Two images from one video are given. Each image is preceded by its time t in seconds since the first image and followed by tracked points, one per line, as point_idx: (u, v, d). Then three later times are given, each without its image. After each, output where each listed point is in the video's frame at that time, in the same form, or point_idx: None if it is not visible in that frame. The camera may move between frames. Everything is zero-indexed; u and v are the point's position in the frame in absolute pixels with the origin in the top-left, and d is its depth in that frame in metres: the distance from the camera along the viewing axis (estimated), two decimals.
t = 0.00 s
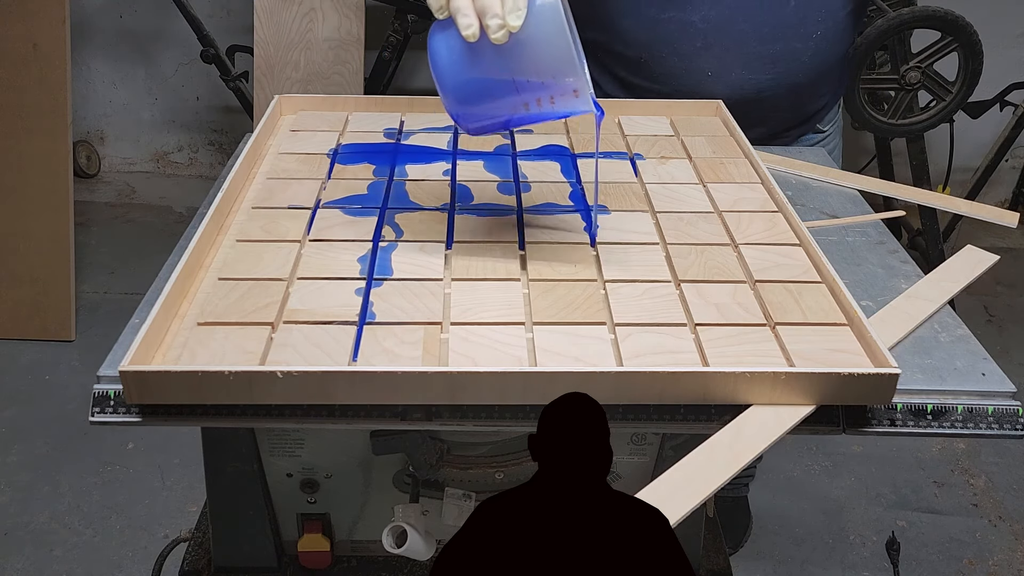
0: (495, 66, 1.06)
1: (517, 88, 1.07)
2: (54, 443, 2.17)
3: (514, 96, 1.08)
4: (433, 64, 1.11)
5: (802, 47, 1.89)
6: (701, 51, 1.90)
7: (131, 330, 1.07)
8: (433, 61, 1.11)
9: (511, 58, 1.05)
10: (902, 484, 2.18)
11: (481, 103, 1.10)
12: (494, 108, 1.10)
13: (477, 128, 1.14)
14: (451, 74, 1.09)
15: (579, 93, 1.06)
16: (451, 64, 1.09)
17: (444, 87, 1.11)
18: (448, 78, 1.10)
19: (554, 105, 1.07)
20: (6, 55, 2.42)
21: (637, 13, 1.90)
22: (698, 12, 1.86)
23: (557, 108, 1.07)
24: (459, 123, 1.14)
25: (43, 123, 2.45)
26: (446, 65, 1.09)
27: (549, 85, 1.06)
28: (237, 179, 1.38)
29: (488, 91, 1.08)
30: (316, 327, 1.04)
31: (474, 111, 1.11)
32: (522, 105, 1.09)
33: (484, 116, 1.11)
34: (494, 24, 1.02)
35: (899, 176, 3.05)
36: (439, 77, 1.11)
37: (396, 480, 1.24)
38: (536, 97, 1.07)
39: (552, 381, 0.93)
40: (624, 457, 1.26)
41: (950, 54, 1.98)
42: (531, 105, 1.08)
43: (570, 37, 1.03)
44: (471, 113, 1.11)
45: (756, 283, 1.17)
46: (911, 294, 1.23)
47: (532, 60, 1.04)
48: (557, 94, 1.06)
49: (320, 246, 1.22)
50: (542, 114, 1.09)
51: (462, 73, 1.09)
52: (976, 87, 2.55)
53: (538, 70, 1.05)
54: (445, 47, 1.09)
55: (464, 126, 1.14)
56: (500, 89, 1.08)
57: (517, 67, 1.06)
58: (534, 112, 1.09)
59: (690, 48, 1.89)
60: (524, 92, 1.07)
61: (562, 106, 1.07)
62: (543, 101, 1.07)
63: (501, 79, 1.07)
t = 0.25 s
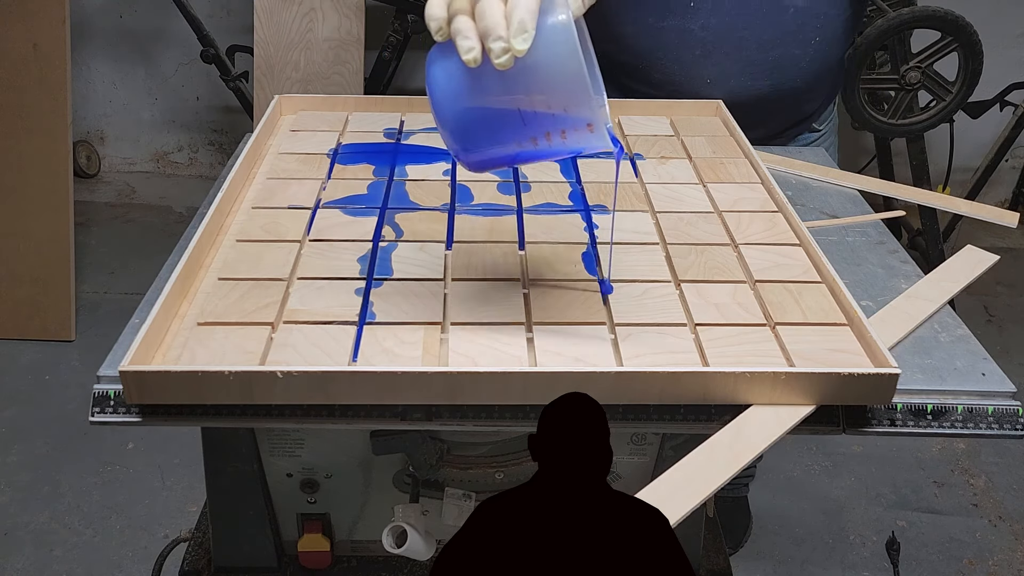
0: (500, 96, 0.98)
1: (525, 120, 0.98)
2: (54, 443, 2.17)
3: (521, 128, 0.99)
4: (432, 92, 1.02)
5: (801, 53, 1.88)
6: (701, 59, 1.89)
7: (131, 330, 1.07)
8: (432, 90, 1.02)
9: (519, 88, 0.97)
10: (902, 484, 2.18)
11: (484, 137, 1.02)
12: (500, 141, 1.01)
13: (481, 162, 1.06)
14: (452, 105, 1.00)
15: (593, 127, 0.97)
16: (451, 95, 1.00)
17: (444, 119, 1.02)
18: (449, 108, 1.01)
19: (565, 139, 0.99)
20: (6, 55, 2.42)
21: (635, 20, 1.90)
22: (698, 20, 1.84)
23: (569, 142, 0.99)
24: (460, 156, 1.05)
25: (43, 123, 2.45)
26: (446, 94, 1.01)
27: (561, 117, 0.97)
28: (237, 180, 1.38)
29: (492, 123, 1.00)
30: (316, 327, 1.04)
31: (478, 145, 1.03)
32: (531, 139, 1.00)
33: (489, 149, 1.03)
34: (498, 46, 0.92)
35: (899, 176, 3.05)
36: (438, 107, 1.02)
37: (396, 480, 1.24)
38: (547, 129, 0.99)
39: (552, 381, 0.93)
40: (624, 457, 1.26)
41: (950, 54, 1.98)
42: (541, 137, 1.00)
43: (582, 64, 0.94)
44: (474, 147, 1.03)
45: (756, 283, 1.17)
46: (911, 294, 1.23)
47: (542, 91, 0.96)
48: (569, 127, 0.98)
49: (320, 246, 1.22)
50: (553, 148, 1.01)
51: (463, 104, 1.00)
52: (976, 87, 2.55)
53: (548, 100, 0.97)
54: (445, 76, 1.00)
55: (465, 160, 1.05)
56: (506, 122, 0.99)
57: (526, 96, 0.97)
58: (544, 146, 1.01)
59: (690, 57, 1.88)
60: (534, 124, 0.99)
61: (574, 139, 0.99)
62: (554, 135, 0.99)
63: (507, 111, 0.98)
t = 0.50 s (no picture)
0: (503, 80, 1.00)
1: (525, 104, 1.00)
2: (54, 443, 2.17)
3: (521, 112, 1.01)
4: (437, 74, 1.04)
5: (798, 52, 1.89)
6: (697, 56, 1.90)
7: (131, 330, 1.07)
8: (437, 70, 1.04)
9: (521, 72, 0.99)
10: (902, 484, 2.18)
11: (484, 118, 1.03)
12: (499, 123, 1.03)
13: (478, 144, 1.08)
14: (456, 86, 1.02)
15: (591, 115, 0.99)
16: (456, 76, 1.02)
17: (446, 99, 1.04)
18: (453, 88, 1.03)
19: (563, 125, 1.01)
20: (6, 55, 2.42)
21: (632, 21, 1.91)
22: (695, 16, 1.86)
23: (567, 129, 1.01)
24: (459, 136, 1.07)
25: (43, 124, 2.45)
26: (451, 75, 1.02)
27: (560, 103, 0.99)
28: (236, 180, 1.38)
29: (493, 105, 1.02)
30: (316, 327, 1.04)
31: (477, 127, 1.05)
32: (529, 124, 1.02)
33: (487, 132, 1.05)
34: (506, 37, 0.95)
35: (899, 176, 3.05)
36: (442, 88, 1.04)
37: (396, 480, 1.24)
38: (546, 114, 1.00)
39: (552, 381, 0.93)
40: (624, 457, 1.26)
41: (950, 54, 1.98)
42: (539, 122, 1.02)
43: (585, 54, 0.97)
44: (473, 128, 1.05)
45: (756, 283, 1.17)
46: (911, 294, 1.23)
47: (544, 77, 0.98)
48: (567, 113, 1.00)
49: (320, 246, 1.22)
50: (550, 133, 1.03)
51: (467, 85, 1.02)
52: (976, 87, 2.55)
53: (550, 85, 0.98)
54: (451, 58, 1.02)
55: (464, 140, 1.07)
56: (506, 104, 1.01)
57: (528, 82, 0.99)
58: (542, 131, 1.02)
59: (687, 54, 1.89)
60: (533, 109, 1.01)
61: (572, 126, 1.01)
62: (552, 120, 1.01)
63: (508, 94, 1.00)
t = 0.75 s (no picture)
0: (492, 48, 1.18)
1: (512, 67, 1.18)
2: (54, 443, 2.17)
3: (508, 74, 1.19)
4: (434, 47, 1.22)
5: (797, 45, 1.85)
6: (694, 47, 1.88)
7: (131, 330, 1.07)
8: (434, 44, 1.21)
9: (507, 41, 1.18)
10: (902, 484, 2.18)
11: (479, 82, 1.20)
12: (491, 83, 1.20)
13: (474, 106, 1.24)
14: (451, 55, 1.20)
15: (566, 72, 1.18)
16: (450, 47, 1.20)
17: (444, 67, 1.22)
18: (447, 57, 1.20)
19: (546, 82, 1.18)
20: (6, 55, 2.42)
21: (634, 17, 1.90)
22: (692, 7, 1.86)
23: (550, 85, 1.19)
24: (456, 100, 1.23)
25: (43, 123, 2.45)
26: (446, 46, 1.20)
27: (541, 64, 1.18)
28: (237, 179, 1.38)
29: (485, 69, 1.19)
30: (316, 327, 1.04)
31: (472, 88, 1.21)
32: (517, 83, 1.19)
33: (478, 92, 1.21)
34: (490, 14, 1.14)
35: (899, 176, 3.05)
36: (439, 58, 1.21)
37: (396, 480, 1.24)
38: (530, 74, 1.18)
39: (552, 380, 0.93)
40: (624, 457, 1.26)
41: (950, 54, 1.98)
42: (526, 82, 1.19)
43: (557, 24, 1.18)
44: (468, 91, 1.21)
45: (756, 283, 1.17)
46: (911, 294, 1.23)
47: (526, 43, 1.17)
48: (550, 73, 1.18)
49: (320, 246, 1.22)
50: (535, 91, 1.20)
51: (461, 54, 1.19)
52: (976, 86, 2.55)
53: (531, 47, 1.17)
54: (444, 32, 1.20)
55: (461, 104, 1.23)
56: (496, 67, 1.19)
57: (512, 48, 1.18)
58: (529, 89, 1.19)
59: (684, 44, 1.88)
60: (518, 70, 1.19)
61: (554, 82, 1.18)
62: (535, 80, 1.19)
63: (497, 60, 1.19)
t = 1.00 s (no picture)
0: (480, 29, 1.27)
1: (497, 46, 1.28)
2: (54, 443, 2.17)
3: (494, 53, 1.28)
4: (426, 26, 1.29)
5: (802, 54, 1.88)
6: (701, 59, 1.90)
7: (131, 330, 1.07)
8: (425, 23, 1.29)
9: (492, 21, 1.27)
10: (902, 484, 2.18)
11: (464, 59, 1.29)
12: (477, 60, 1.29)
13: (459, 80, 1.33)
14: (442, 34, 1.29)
15: (604, 123, 0.97)
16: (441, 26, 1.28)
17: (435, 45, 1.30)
18: (456, 98, 0.98)
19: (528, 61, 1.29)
20: (6, 55, 2.42)
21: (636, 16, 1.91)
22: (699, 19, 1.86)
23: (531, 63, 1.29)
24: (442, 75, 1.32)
25: (43, 124, 2.45)
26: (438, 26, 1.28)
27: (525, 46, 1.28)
28: (236, 180, 1.38)
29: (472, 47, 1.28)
30: (316, 327, 1.04)
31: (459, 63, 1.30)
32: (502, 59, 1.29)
33: (493, 142, 1.00)
34: (514, 40, 0.90)
35: (899, 176, 3.05)
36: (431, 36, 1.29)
37: (396, 480, 1.24)
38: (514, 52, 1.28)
39: (552, 380, 0.93)
40: (624, 457, 1.26)
41: (950, 54, 1.98)
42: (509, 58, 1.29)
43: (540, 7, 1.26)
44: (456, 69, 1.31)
45: (756, 283, 1.17)
46: (911, 294, 1.24)
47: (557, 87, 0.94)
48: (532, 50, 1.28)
49: (320, 246, 1.22)
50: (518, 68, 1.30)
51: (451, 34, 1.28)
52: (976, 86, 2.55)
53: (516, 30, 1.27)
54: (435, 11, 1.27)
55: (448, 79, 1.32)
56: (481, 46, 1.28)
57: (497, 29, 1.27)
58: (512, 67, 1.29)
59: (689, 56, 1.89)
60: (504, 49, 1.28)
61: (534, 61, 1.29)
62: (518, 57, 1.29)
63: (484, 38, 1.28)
